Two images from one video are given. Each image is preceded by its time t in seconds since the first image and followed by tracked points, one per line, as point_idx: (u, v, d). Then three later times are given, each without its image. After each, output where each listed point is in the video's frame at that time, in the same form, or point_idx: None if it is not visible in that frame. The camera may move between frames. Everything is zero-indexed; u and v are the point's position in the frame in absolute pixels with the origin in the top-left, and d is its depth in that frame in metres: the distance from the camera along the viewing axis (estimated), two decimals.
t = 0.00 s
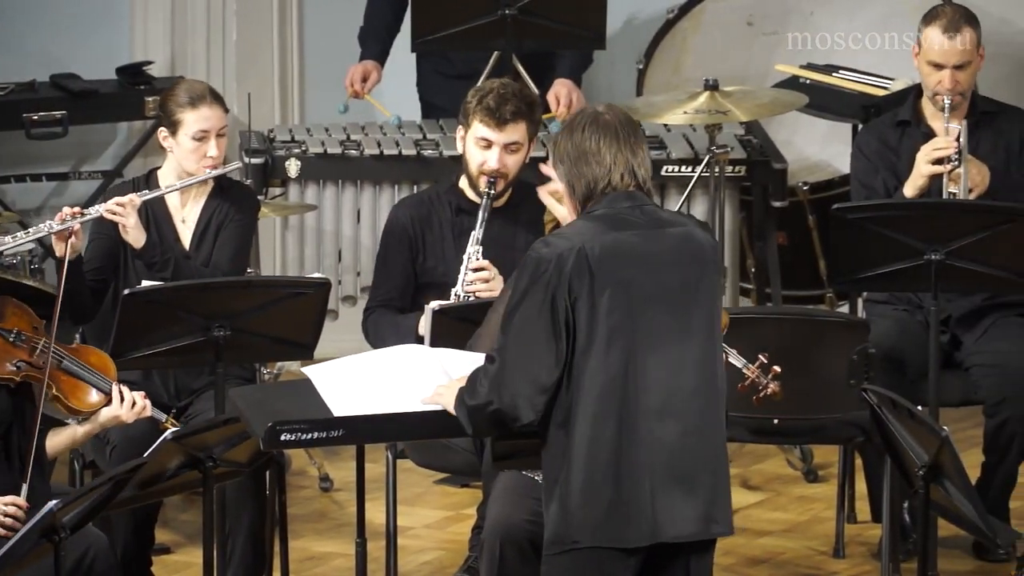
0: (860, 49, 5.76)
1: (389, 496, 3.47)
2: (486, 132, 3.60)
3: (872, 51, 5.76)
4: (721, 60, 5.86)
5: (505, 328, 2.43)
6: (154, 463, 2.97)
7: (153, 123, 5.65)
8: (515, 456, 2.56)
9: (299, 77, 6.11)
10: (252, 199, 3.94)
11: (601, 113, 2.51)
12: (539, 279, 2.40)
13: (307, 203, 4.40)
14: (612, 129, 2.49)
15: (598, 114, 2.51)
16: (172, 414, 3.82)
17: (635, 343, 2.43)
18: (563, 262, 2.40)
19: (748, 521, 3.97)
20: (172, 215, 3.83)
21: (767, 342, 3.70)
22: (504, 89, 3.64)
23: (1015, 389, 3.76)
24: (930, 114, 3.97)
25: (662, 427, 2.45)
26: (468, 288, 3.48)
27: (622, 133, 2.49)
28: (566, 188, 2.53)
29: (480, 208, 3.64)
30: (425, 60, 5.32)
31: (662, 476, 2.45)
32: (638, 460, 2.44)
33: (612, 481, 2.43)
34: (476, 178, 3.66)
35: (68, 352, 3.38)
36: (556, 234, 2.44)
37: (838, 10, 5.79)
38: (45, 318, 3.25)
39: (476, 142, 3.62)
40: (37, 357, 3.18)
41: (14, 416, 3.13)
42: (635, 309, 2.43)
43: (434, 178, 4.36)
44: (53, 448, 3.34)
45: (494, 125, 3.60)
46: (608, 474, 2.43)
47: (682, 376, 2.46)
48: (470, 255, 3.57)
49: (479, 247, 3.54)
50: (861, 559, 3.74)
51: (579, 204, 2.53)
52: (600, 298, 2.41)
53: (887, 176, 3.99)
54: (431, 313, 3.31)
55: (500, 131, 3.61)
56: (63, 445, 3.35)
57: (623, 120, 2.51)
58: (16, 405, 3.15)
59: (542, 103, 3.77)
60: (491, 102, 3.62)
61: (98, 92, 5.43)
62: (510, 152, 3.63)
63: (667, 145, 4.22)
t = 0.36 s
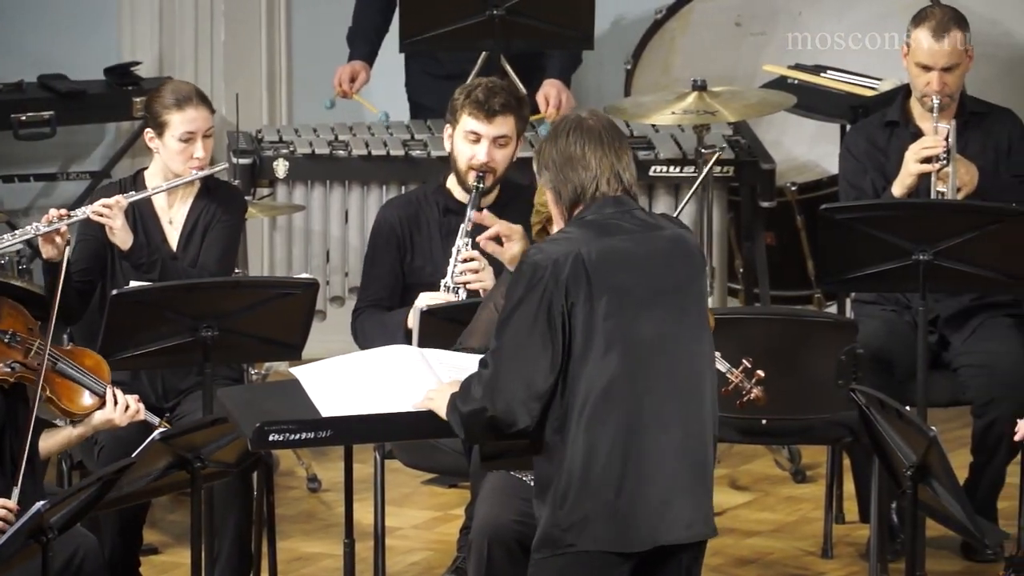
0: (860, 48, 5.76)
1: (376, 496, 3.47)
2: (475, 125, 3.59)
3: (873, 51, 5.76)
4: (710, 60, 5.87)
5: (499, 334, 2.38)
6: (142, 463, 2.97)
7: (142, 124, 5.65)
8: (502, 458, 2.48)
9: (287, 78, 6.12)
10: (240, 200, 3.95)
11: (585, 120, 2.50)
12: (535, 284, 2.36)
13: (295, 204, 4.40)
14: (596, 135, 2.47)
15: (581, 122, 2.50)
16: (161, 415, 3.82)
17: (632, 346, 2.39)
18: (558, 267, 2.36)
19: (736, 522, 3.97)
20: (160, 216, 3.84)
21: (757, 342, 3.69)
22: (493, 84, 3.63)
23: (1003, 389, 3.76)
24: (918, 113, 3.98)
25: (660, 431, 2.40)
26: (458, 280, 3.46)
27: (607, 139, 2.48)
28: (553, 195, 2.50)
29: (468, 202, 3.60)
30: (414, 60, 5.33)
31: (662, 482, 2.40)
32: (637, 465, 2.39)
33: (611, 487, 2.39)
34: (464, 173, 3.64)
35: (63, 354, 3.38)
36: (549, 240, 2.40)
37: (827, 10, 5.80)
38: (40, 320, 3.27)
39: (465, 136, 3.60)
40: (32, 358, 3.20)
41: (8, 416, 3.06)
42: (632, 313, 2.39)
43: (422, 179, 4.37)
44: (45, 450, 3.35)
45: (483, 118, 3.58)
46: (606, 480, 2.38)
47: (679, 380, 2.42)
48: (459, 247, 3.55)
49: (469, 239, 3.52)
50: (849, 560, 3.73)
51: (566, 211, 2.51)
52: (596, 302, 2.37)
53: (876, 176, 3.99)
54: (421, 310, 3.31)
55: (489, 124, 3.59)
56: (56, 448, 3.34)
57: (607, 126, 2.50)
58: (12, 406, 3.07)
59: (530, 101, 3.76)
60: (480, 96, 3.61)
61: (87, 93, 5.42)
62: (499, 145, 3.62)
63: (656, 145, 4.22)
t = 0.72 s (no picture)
0: (860, 49, 5.72)
1: (375, 496, 3.46)
2: (472, 127, 3.59)
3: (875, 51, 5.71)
4: (706, 61, 5.87)
5: (491, 336, 2.37)
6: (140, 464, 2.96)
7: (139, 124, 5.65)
8: (501, 458, 2.52)
9: (284, 79, 6.13)
10: (238, 201, 3.95)
11: (578, 116, 2.48)
12: (529, 287, 2.35)
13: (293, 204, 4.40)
14: (590, 129, 2.45)
15: (575, 118, 2.48)
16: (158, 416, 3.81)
17: (625, 347, 2.38)
18: (551, 269, 2.35)
19: (734, 522, 3.97)
20: (157, 217, 3.84)
21: (754, 342, 3.69)
22: (490, 86, 3.62)
23: (1001, 389, 3.76)
24: (916, 115, 3.98)
25: (653, 431, 2.40)
26: (457, 283, 3.47)
27: (601, 134, 2.46)
28: (548, 191, 2.48)
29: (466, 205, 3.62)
30: (412, 60, 5.32)
31: (652, 481, 2.41)
32: (629, 466, 2.39)
33: (603, 487, 2.38)
34: (462, 174, 3.64)
35: (69, 360, 3.38)
36: (542, 242, 2.39)
37: (824, 11, 5.80)
38: (46, 325, 3.27)
39: (462, 137, 3.60)
40: (35, 361, 3.20)
41: (9, 417, 3.09)
42: (625, 314, 2.38)
43: (420, 179, 4.36)
44: (47, 454, 3.33)
45: (479, 120, 3.58)
46: (599, 480, 2.38)
47: (670, 380, 2.42)
48: (457, 249, 3.55)
49: (467, 241, 3.52)
50: (847, 560, 3.73)
51: (562, 209, 2.48)
52: (588, 304, 2.37)
53: (873, 176, 3.99)
54: (418, 312, 3.30)
55: (486, 127, 3.59)
56: (57, 451, 3.33)
57: (600, 121, 2.48)
58: (13, 407, 3.10)
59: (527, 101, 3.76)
60: (477, 97, 3.60)
61: (83, 94, 5.41)
62: (496, 147, 3.62)
63: (653, 146, 4.22)
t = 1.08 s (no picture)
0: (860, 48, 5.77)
1: (364, 496, 3.46)
2: (461, 128, 3.59)
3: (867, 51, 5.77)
4: (694, 62, 5.87)
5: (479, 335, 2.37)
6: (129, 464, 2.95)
7: (129, 124, 5.65)
8: (490, 458, 2.44)
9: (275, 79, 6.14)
10: (228, 201, 3.95)
11: (563, 114, 2.48)
12: (514, 286, 2.35)
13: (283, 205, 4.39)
14: (575, 126, 2.46)
15: (561, 117, 2.48)
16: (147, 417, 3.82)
17: (611, 346, 2.38)
18: (536, 267, 2.36)
19: (723, 522, 3.97)
20: (147, 217, 3.84)
21: (744, 342, 3.68)
22: (479, 86, 3.62)
23: (991, 389, 3.76)
24: (905, 114, 3.98)
25: (639, 430, 2.40)
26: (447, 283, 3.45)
27: (587, 133, 2.46)
28: (536, 190, 2.48)
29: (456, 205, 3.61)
30: (402, 60, 5.33)
31: (638, 480, 2.40)
32: (614, 464, 2.39)
33: (588, 486, 2.39)
34: (451, 175, 3.64)
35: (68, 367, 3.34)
36: (529, 240, 2.40)
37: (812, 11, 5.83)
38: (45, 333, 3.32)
39: (451, 139, 3.60)
40: (33, 368, 3.22)
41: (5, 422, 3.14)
42: (611, 312, 2.38)
43: (410, 179, 4.36)
44: (40, 459, 3.30)
45: (469, 121, 3.58)
46: (584, 479, 2.38)
47: (659, 380, 2.41)
48: (447, 249, 3.54)
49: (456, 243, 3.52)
50: (836, 560, 3.73)
51: (551, 208, 2.48)
52: (574, 303, 2.37)
53: (863, 177, 4.00)
54: (408, 312, 3.29)
55: (476, 127, 3.59)
56: (50, 458, 3.30)
57: (586, 119, 2.48)
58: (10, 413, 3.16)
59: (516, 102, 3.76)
60: (466, 98, 3.59)
61: (74, 94, 5.41)
62: (486, 148, 3.62)
63: (643, 146, 4.21)
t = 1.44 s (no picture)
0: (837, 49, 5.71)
1: (349, 497, 3.46)
2: (447, 131, 3.56)
3: (856, 51, 5.71)
4: (677, 61, 5.94)
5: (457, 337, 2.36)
6: (114, 464, 2.94)
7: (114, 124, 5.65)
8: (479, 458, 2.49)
9: (258, 79, 6.17)
10: (212, 201, 3.95)
11: (531, 119, 2.51)
12: (490, 287, 2.34)
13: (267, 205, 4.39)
14: (544, 130, 2.48)
15: (532, 121, 2.51)
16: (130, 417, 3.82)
17: (588, 346, 2.37)
18: (512, 268, 2.35)
19: (708, 522, 3.97)
20: (131, 217, 3.84)
21: (730, 342, 3.68)
22: (465, 88, 3.58)
23: (975, 388, 3.76)
24: (890, 113, 3.98)
25: (620, 429, 2.38)
26: (429, 286, 3.45)
27: (558, 135, 2.49)
28: (509, 194, 2.50)
29: (440, 207, 3.61)
30: (387, 61, 5.33)
31: (619, 479, 2.38)
32: (595, 463, 2.37)
33: (569, 485, 2.37)
34: (436, 177, 3.63)
35: (59, 371, 3.28)
36: (505, 242, 2.39)
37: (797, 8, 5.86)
38: (36, 336, 3.34)
39: (437, 140, 3.58)
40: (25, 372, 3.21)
41: None
42: (587, 313, 2.38)
43: (395, 178, 4.36)
44: (28, 463, 3.23)
45: (455, 125, 3.55)
46: (563, 479, 2.37)
47: (637, 380, 2.40)
48: (430, 251, 3.54)
49: (439, 244, 3.52)
50: (821, 560, 3.73)
51: (525, 210, 2.50)
52: (550, 304, 2.36)
53: (849, 176, 4.00)
54: (392, 312, 3.29)
55: (461, 130, 3.57)
56: (38, 462, 3.22)
57: (555, 123, 2.51)
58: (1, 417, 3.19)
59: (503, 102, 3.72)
60: (453, 101, 3.56)
61: (59, 94, 5.40)
62: (470, 150, 3.60)
63: (627, 145, 4.23)
